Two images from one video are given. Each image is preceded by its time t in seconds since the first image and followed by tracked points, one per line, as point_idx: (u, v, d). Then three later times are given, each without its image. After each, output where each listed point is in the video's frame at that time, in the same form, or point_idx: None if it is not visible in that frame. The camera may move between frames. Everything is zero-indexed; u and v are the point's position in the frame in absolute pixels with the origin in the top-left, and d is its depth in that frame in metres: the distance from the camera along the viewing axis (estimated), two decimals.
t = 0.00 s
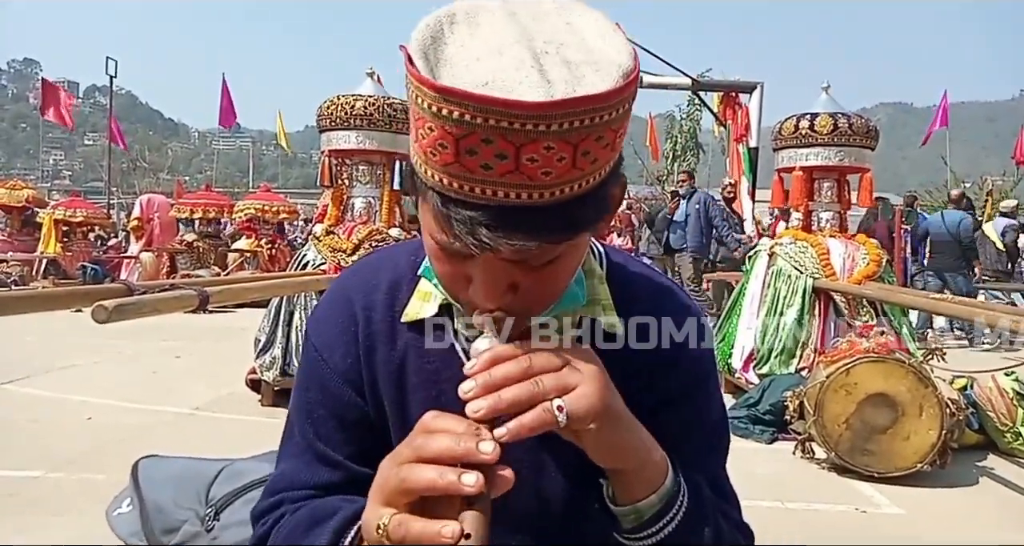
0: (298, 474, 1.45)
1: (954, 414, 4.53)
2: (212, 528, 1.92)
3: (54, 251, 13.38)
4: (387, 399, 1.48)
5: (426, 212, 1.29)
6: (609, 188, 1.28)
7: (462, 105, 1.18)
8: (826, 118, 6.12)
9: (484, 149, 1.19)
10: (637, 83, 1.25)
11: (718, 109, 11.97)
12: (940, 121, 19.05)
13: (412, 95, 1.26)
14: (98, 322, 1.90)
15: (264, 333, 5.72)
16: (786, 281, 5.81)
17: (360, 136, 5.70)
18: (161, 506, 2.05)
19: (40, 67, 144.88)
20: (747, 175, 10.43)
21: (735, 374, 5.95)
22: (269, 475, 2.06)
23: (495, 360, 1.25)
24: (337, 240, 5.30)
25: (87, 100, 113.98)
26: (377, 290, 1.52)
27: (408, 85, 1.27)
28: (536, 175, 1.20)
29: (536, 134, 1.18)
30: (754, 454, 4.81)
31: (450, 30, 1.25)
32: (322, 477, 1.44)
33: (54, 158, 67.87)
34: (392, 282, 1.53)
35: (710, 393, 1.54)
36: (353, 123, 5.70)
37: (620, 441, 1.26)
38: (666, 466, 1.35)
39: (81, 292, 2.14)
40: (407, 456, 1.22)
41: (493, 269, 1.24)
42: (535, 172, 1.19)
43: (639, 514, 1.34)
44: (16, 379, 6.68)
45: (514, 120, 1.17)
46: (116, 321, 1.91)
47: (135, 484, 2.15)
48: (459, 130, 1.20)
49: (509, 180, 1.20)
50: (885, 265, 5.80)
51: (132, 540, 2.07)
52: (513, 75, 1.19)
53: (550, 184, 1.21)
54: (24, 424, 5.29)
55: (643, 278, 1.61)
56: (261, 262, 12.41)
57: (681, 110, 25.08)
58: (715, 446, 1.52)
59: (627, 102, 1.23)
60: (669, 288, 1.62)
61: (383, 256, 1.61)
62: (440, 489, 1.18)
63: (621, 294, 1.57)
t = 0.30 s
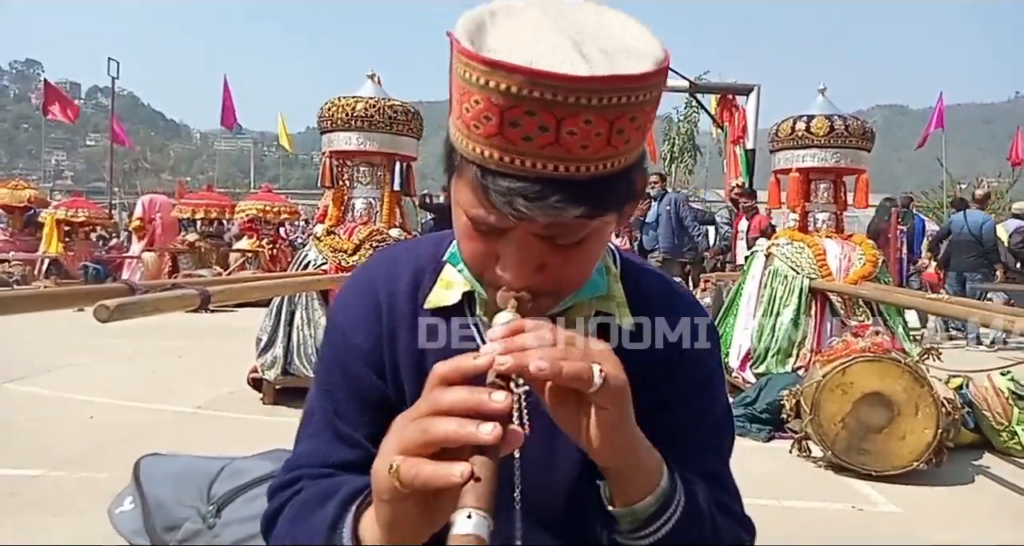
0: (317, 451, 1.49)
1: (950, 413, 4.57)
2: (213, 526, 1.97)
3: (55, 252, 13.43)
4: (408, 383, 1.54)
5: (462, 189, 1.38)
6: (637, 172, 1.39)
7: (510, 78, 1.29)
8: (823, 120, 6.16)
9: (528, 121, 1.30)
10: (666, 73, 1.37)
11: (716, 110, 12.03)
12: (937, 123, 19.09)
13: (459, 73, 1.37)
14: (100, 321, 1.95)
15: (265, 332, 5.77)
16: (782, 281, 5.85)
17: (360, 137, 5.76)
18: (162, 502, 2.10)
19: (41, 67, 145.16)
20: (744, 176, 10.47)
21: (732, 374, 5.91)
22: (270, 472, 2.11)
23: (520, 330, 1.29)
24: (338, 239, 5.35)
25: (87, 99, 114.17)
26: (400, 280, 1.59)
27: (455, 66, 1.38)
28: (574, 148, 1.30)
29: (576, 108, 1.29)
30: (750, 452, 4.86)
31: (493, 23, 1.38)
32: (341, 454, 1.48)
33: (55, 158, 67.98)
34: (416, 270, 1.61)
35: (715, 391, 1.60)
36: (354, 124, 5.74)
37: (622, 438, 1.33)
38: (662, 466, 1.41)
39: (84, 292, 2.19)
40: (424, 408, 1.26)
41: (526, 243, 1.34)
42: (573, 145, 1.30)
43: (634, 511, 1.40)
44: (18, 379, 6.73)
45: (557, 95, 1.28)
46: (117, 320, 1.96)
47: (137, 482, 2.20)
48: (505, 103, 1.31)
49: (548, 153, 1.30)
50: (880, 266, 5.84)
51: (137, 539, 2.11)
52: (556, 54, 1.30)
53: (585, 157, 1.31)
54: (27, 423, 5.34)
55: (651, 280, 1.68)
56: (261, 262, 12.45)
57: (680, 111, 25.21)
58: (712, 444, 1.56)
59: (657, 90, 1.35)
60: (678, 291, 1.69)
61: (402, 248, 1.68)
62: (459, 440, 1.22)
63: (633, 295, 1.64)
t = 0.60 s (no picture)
0: (316, 448, 1.44)
1: (952, 412, 4.50)
2: (208, 526, 1.91)
3: (51, 249, 13.35)
4: (410, 381, 1.48)
5: (472, 181, 1.32)
6: (650, 179, 1.34)
7: (532, 72, 1.25)
8: (825, 116, 6.12)
9: (546, 118, 1.25)
10: (689, 80, 1.33)
11: (716, 107, 11.97)
12: (938, 120, 19.03)
13: (479, 65, 1.32)
14: (95, 319, 1.88)
15: (261, 330, 5.71)
16: (783, 278, 5.81)
17: (357, 133, 5.69)
18: (157, 504, 2.04)
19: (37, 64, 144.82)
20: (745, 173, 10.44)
21: (734, 372, 5.97)
22: (268, 470, 2.06)
23: (517, 329, 1.24)
24: (334, 236, 5.28)
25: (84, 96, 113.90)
26: (402, 277, 1.54)
27: (476, 57, 1.33)
28: (591, 149, 1.25)
29: (598, 108, 1.24)
30: (752, 451, 4.81)
31: (516, 16, 1.33)
32: (342, 451, 1.43)
33: (51, 156, 67.81)
34: (419, 267, 1.55)
35: (720, 389, 1.54)
36: (351, 120, 5.68)
37: (624, 435, 1.27)
38: (670, 461, 1.35)
39: (77, 287, 2.13)
40: (419, 409, 1.21)
41: (535, 241, 1.27)
42: (591, 145, 1.25)
43: (644, 511, 1.34)
44: (13, 377, 6.67)
45: (579, 93, 1.24)
46: (113, 318, 1.90)
47: (132, 481, 2.15)
48: (525, 97, 1.26)
49: (565, 150, 1.25)
50: (882, 263, 5.79)
51: (131, 539, 2.06)
52: (580, 52, 1.26)
53: (602, 158, 1.26)
54: (21, 422, 5.28)
55: (657, 278, 1.63)
56: (258, 260, 12.39)
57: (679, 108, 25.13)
58: (722, 441, 1.50)
59: (679, 97, 1.31)
60: (683, 290, 1.63)
61: (404, 245, 1.63)
62: (461, 447, 1.17)
63: (638, 292, 1.58)
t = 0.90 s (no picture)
0: (313, 453, 1.44)
1: (952, 412, 4.51)
2: (209, 526, 1.91)
3: (51, 248, 13.34)
4: (406, 384, 1.48)
5: (461, 188, 1.32)
6: (641, 179, 1.34)
7: (518, 79, 1.24)
8: (825, 116, 6.12)
9: (534, 124, 1.25)
10: (678, 79, 1.32)
11: (716, 107, 11.96)
12: (939, 120, 19.01)
13: (465, 71, 1.31)
14: (95, 318, 1.88)
15: (261, 329, 5.71)
16: (784, 278, 5.81)
17: (358, 132, 5.69)
18: (158, 503, 2.04)
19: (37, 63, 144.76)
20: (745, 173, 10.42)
21: (733, 371, 5.96)
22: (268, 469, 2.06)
23: (513, 338, 1.24)
24: (334, 235, 5.28)
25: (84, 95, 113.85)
26: (397, 279, 1.54)
27: (461, 62, 1.33)
28: (581, 153, 1.25)
29: (586, 113, 1.24)
30: (752, 451, 4.81)
31: (502, 19, 1.32)
32: (338, 456, 1.42)
33: (51, 155, 67.81)
34: (413, 269, 1.55)
35: (717, 389, 1.54)
36: (351, 119, 5.67)
37: (625, 443, 1.27)
38: (669, 471, 1.35)
39: (77, 287, 2.12)
40: (425, 421, 1.20)
41: (527, 245, 1.28)
42: (580, 150, 1.25)
43: (646, 519, 1.34)
44: (14, 376, 6.67)
45: (566, 99, 1.24)
46: (114, 317, 1.90)
47: (133, 479, 2.15)
48: (511, 104, 1.26)
49: (554, 156, 1.25)
50: (882, 263, 5.78)
51: (132, 537, 2.06)
52: (567, 57, 1.25)
53: (591, 163, 1.26)
54: (21, 421, 5.27)
55: (653, 278, 1.62)
56: (258, 259, 12.39)
57: (679, 108, 25.13)
58: (719, 442, 1.50)
59: (667, 97, 1.30)
60: (680, 289, 1.63)
61: (400, 246, 1.63)
62: (472, 461, 1.16)
63: (634, 292, 1.58)
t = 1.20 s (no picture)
0: (312, 457, 1.44)
1: (954, 412, 4.51)
2: (211, 526, 1.91)
3: (53, 250, 13.36)
4: (402, 386, 1.49)
5: (441, 194, 1.34)
6: (619, 176, 1.34)
7: (486, 83, 1.25)
8: (827, 116, 6.12)
9: (503, 126, 1.26)
10: (649, 74, 1.32)
11: (718, 108, 11.96)
12: (940, 121, 18.99)
13: (437, 79, 1.33)
14: (97, 319, 1.88)
15: (263, 330, 5.72)
16: (785, 279, 5.80)
17: (359, 134, 5.70)
18: (161, 504, 2.04)
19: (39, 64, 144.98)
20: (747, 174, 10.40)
21: (735, 372, 5.97)
22: (268, 471, 2.06)
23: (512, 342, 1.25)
24: (336, 237, 5.29)
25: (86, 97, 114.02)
26: (391, 282, 1.55)
27: (434, 70, 1.34)
28: (550, 153, 1.25)
29: (553, 112, 1.24)
30: (754, 452, 4.80)
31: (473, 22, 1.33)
32: (337, 459, 1.43)
33: (53, 156, 67.87)
34: (407, 272, 1.56)
35: (711, 388, 1.54)
36: (353, 120, 5.68)
37: (626, 419, 1.26)
38: (671, 451, 1.35)
39: (80, 288, 2.13)
40: (435, 431, 1.20)
41: (506, 247, 1.28)
42: (550, 150, 1.25)
43: (648, 501, 1.34)
44: (16, 377, 6.67)
45: (533, 99, 1.24)
46: (115, 318, 1.90)
47: (135, 480, 2.16)
48: (480, 107, 1.26)
49: (525, 157, 1.25)
50: (884, 263, 5.77)
51: (134, 539, 2.07)
52: (533, 58, 1.25)
53: (564, 162, 1.26)
54: (23, 422, 5.28)
55: (646, 278, 1.63)
56: (260, 260, 12.39)
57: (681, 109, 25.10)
58: (716, 440, 1.51)
59: (639, 93, 1.30)
60: (674, 289, 1.63)
61: (395, 249, 1.64)
62: (476, 470, 1.16)
63: (627, 292, 1.58)
